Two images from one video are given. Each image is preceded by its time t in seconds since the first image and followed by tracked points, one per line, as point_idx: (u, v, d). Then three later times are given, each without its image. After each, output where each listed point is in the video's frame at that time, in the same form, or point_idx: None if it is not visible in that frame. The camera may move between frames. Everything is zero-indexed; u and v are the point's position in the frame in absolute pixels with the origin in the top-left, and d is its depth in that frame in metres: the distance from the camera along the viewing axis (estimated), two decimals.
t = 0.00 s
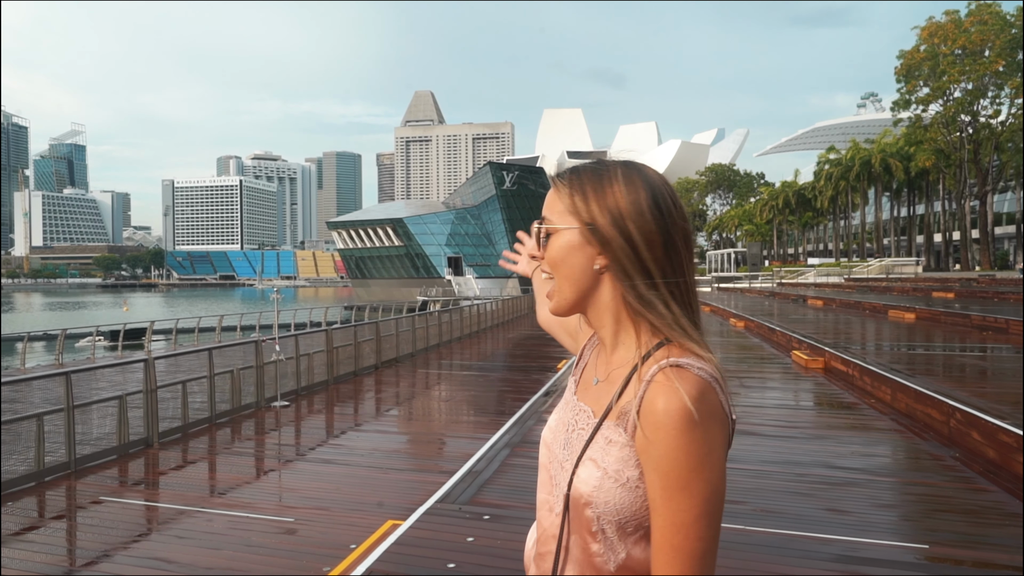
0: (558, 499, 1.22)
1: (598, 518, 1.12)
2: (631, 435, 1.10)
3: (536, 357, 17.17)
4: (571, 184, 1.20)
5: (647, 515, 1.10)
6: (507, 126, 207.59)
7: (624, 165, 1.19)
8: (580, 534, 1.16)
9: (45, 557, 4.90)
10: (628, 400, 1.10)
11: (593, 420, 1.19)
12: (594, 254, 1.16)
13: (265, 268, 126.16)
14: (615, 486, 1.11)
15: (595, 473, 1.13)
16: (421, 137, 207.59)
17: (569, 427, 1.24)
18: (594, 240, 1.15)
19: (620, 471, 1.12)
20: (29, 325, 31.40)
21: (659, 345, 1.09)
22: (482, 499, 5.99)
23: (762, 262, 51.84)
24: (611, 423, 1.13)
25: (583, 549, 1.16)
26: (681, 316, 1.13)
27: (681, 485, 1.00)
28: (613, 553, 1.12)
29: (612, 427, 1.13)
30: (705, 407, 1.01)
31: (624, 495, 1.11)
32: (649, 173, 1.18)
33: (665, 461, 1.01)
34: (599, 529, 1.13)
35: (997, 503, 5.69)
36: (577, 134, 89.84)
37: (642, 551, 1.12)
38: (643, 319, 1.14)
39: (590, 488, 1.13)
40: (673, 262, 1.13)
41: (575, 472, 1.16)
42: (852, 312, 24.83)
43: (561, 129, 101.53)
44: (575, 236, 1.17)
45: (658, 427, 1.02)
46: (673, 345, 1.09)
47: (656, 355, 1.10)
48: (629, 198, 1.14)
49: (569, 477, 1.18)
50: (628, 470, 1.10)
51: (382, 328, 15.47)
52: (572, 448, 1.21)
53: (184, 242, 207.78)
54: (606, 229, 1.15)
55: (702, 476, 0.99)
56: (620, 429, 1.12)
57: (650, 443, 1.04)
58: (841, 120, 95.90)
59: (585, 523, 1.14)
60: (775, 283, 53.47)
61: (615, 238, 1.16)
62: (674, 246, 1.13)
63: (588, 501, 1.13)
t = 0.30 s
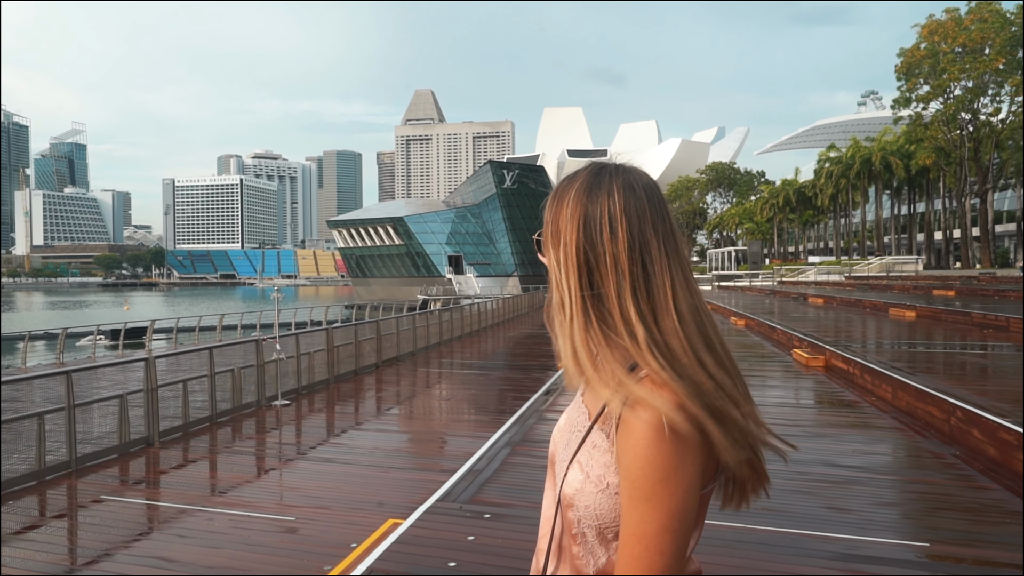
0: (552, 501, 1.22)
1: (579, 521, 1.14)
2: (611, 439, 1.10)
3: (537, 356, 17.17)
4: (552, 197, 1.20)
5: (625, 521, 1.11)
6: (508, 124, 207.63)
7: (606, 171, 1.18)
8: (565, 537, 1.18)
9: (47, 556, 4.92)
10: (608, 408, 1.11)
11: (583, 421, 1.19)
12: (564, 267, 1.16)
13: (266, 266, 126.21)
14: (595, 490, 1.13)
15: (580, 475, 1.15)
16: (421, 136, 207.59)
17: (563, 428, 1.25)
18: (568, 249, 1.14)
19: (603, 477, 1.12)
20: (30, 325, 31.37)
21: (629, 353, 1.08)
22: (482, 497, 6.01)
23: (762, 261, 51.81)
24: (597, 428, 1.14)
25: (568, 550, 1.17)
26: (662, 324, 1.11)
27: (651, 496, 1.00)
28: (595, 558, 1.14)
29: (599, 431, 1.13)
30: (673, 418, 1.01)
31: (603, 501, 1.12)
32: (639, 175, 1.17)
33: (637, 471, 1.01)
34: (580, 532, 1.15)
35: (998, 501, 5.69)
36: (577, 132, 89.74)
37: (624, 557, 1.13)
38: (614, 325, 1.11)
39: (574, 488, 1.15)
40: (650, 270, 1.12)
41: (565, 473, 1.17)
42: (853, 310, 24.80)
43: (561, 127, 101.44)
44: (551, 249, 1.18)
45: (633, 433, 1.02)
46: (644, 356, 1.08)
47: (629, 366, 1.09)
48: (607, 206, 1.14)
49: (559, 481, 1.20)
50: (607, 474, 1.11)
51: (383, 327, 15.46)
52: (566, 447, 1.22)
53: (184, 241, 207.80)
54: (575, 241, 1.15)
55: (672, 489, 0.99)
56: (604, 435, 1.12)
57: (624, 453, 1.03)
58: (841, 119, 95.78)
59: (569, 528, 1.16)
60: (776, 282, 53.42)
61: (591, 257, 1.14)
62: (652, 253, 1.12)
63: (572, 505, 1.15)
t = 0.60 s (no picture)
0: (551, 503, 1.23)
1: (577, 522, 1.15)
2: (607, 441, 1.11)
3: (536, 355, 17.20)
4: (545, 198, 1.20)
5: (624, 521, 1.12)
6: (509, 124, 207.59)
7: (603, 169, 1.17)
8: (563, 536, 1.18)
9: (48, 556, 4.92)
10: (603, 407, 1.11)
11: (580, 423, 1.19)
12: (560, 264, 1.16)
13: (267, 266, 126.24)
14: (593, 491, 1.13)
15: (578, 478, 1.14)
16: (422, 136, 207.61)
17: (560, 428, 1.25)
18: (562, 245, 1.14)
19: (602, 480, 1.12)
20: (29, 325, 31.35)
21: (616, 352, 1.07)
22: (483, 497, 6.00)
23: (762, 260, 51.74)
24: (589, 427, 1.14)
25: (568, 552, 1.17)
26: (654, 323, 1.08)
27: (639, 492, 1.02)
28: (594, 559, 1.15)
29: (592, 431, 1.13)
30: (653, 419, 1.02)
31: (602, 502, 1.12)
32: (635, 173, 1.17)
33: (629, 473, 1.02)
34: (578, 533, 1.15)
35: (999, 501, 5.68)
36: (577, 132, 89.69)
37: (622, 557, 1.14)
38: (611, 325, 1.10)
39: (573, 492, 1.15)
40: (641, 265, 1.10)
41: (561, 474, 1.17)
42: (854, 310, 24.77)
43: (562, 127, 101.39)
44: (547, 246, 1.18)
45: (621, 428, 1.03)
46: (631, 355, 1.07)
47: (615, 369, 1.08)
48: (600, 203, 1.13)
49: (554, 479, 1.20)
50: (606, 477, 1.12)
51: (384, 327, 15.46)
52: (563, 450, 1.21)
53: (185, 241, 207.90)
54: (558, 242, 1.16)
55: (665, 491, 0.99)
56: (600, 437, 1.12)
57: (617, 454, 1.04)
58: (842, 119, 95.65)
59: (567, 529, 1.16)
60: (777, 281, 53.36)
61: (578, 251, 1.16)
62: (644, 250, 1.11)
63: (572, 505, 1.15)
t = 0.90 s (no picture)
0: (558, 504, 1.21)
1: (587, 523, 1.13)
2: (616, 441, 1.10)
3: (537, 355, 17.19)
4: (549, 194, 1.20)
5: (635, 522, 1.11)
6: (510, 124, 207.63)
7: (608, 167, 1.17)
8: (571, 536, 1.17)
9: (48, 556, 4.92)
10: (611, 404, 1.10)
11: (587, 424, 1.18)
12: (567, 257, 1.15)
13: (267, 266, 126.27)
14: (603, 491, 1.12)
15: (588, 477, 1.13)
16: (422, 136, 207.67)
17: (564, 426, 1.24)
18: (568, 241, 1.14)
19: (610, 478, 1.11)
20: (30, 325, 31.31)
21: (625, 348, 1.06)
22: (484, 497, 6.00)
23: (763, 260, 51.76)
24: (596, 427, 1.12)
25: (576, 553, 1.16)
26: (664, 319, 1.08)
27: (650, 489, 1.01)
28: (603, 560, 1.13)
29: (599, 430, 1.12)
30: (665, 416, 1.01)
31: (613, 501, 1.11)
32: (640, 171, 1.17)
33: (644, 472, 1.02)
34: (587, 534, 1.14)
35: (999, 500, 5.67)
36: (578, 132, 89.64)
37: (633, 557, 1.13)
38: (620, 323, 1.09)
39: (583, 492, 1.13)
40: (649, 260, 1.10)
41: (569, 473, 1.16)
42: (854, 309, 24.76)
43: (562, 126, 101.36)
44: (552, 246, 1.18)
45: (632, 424, 1.03)
46: (641, 354, 1.06)
47: (625, 368, 1.07)
48: (607, 202, 1.13)
49: (563, 479, 1.19)
50: (617, 478, 1.11)
51: (384, 327, 15.47)
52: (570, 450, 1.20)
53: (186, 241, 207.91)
54: (565, 238, 1.15)
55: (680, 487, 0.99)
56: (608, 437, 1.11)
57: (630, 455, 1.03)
58: (842, 119, 95.63)
59: (576, 528, 1.15)
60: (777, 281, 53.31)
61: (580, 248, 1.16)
62: (652, 247, 1.10)
63: (579, 505, 1.14)
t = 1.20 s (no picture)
0: (563, 504, 1.20)
1: (600, 521, 1.13)
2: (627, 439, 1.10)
3: (538, 355, 17.20)
4: (553, 186, 1.18)
5: (650, 519, 1.11)
6: (509, 123, 207.63)
7: (618, 162, 1.18)
8: (582, 535, 1.16)
9: (47, 556, 4.92)
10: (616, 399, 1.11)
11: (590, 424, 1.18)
12: (578, 248, 1.14)
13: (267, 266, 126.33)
14: (616, 487, 1.12)
15: (598, 476, 1.13)
16: (421, 135, 207.64)
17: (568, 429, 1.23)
18: (582, 232, 1.12)
19: (625, 474, 1.12)
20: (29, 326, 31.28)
21: (644, 345, 1.07)
22: (483, 497, 6.00)
23: (762, 259, 51.75)
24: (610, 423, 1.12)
25: (586, 553, 1.16)
26: (681, 314, 1.09)
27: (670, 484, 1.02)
28: (616, 558, 1.13)
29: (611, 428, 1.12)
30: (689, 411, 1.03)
31: (626, 499, 1.11)
32: (649, 169, 1.17)
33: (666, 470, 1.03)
34: (600, 532, 1.13)
35: (999, 499, 5.67)
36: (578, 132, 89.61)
37: (645, 556, 1.13)
38: (635, 320, 1.08)
39: (592, 492, 1.13)
40: (665, 257, 1.10)
41: (577, 472, 1.16)
42: (854, 309, 24.74)
43: (563, 126, 101.33)
44: (560, 238, 1.16)
45: (653, 420, 1.04)
46: (660, 349, 1.06)
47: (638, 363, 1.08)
48: (622, 196, 1.12)
49: (570, 480, 1.18)
50: (631, 473, 1.11)
51: (384, 326, 15.47)
52: (577, 450, 1.19)
53: (186, 240, 207.79)
54: (573, 232, 1.14)
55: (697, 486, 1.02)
56: (619, 434, 1.11)
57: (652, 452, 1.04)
58: (843, 117, 95.57)
59: (588, 526, 1.15)
60: (778, 280, 53.31)
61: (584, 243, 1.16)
62: (665, 242, 1.11)
63: (590, 503, 1.14)
